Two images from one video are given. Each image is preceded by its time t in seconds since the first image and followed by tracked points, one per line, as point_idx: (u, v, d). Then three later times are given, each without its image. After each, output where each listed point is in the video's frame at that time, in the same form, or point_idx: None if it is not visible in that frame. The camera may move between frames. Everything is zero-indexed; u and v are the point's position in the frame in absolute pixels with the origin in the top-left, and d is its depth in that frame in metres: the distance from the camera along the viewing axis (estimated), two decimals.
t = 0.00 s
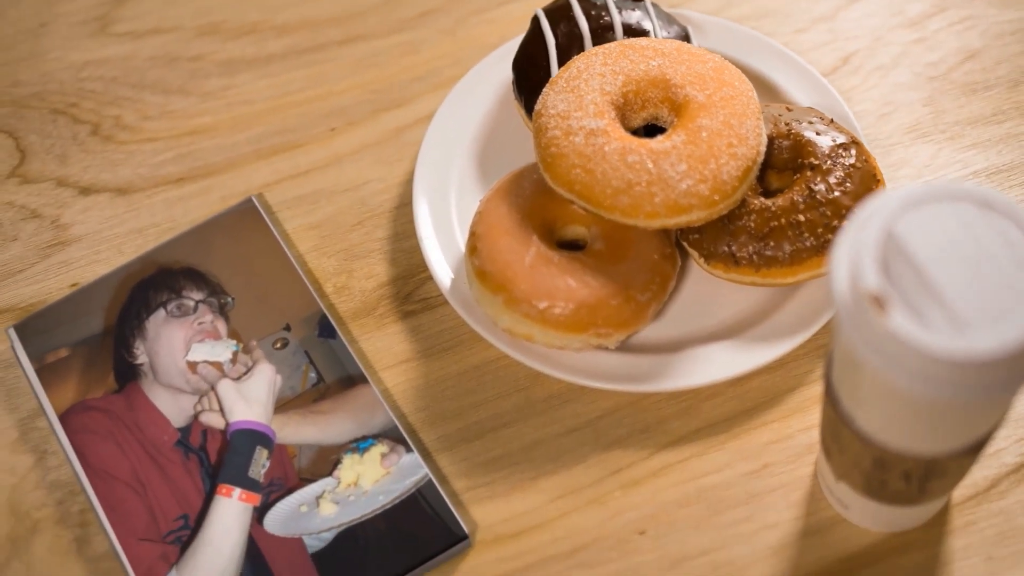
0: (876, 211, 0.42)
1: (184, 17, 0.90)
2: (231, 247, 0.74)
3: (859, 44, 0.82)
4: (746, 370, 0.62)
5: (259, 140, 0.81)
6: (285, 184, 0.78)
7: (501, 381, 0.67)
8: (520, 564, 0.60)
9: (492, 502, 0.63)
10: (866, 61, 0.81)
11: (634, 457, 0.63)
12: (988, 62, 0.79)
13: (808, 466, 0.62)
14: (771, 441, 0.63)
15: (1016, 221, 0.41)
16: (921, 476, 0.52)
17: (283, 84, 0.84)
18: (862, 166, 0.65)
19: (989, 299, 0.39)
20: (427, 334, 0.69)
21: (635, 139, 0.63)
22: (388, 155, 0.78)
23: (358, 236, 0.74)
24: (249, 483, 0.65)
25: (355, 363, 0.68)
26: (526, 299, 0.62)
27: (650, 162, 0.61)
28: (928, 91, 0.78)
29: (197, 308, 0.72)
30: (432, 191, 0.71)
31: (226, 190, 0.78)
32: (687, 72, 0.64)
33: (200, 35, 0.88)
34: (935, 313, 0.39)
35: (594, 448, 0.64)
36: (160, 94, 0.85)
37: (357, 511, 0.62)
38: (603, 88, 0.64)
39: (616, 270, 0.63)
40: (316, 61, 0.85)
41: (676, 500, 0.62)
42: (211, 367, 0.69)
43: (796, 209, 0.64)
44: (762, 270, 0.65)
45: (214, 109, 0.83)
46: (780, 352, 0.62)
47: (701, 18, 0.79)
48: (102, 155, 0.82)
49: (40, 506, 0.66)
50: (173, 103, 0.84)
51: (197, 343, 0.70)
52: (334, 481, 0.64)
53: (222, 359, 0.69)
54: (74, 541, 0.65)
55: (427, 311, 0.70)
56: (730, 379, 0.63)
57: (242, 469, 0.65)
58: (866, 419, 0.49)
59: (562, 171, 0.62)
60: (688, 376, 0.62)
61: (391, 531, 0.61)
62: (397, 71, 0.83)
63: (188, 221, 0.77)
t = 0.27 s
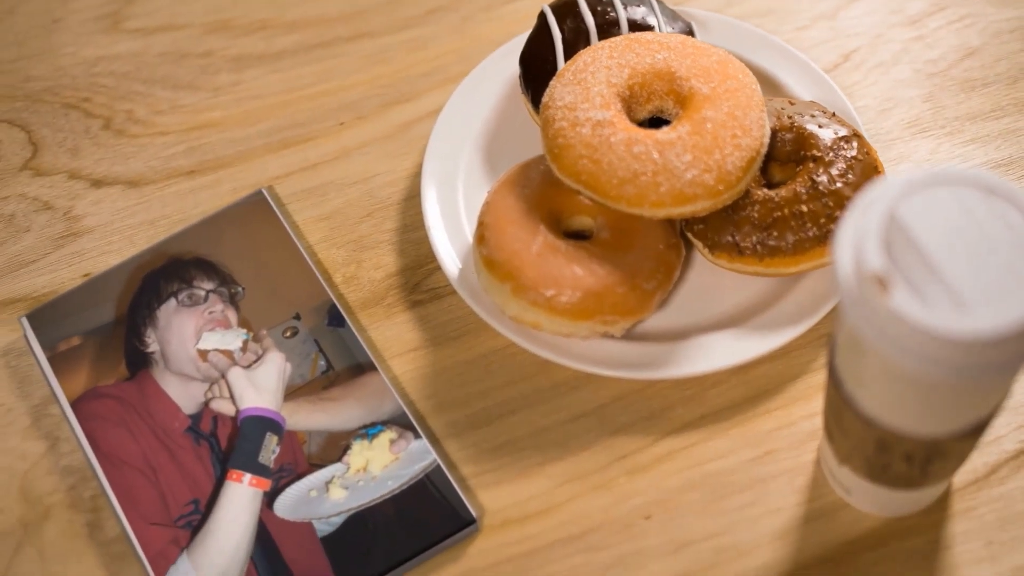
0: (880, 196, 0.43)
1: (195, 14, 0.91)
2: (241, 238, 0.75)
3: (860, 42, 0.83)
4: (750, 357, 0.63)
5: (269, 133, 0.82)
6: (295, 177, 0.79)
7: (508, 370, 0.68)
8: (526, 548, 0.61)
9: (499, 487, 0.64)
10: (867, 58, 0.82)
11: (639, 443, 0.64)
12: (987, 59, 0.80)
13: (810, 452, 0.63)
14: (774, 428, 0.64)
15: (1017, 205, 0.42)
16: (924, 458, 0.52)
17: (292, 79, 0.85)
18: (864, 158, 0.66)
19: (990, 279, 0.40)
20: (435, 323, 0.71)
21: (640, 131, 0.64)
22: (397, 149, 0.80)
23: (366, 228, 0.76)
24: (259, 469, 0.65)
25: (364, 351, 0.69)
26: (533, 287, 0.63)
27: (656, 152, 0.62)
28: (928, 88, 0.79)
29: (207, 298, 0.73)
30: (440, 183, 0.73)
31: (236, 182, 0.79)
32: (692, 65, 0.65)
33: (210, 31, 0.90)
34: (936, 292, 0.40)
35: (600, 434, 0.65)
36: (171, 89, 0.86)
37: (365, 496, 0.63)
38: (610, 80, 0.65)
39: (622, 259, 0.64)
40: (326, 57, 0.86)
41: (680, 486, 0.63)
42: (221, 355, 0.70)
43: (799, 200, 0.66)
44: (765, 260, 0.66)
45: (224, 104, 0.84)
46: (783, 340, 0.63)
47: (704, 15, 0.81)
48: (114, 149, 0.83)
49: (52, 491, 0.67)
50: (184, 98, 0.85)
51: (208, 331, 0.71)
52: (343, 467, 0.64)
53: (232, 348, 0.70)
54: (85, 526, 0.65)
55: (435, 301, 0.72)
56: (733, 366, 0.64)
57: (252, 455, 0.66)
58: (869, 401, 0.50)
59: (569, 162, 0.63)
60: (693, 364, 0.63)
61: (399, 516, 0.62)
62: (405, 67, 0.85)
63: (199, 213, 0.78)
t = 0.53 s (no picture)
0: (882, 184, 0.44)
1: (203, 11, 0.92)
2: (249, 231, 0.76)
3: (861, 40, 0.84)
4: (753, 348, 0.64)
5: (277, 128, 0.83)
6: (303, 171, 0.80)
7: (513, 361, 0.69)
8: (532, 535, 0.62)
9: (505, 476, 0.64)
10: (868, 56, 0.83)
11: (643, 433, 0.65)
12: (986, 58, 0.81)
13: (813, 441, 0.64)
14: (777, 418, 0.65)
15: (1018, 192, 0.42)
16: (925, 445, 0.53)
17: (300, 75, 0.86)
18: (865, 152, 0.67)
19: (992, 263, 0.40)
20: (442, 315, 0.71)
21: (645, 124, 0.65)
22: (403, 144, 0.80)
23: (373, 221, 0.77)
24: (267, 457, 0.66)
25: (371, 342, 0.70)
26: (539, 278, 0.64)
27: (660, 145, 0.63)
28: (928, 85, 0.80)
29: (215, 290, 0.73)
30: (447, 177, 0.73)
31: (244, 177, 0.80)
32: (696, 60, 0.66)
33: (218, 29, 0.91)
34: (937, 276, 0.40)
35: (604, 424, 0.66)
36: (179, 85, 0.87)
37: (372, 484, 0.64)
38: (615, 75, 0.66)
39: (627, 250, 0.65)
40: (333, 54, 0.87)
41: (684, 475, 0.63)
42: (230, 346, 0.71)
43: (801, 193, 0.67)
44: (768, 252, 0.66)
45: (232, 99, 0.85)
46: (786, 330, 0.64)
47: (707, 13, 0.82)
48: (123, 144, 0.84)
49: (62, 480, 0.68)
50: (193, 94, 0.86)
51: (216, 323, 0.72)
52: (351, 456, 0.65)
53: (241, 339, 0.71)
54: (95, 514, 0.66)
55: (442, 293, 0.72)
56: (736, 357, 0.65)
57: (260, 444, 0.66)
58: (872, 387, 0.51)
59: (575, 154, 0.64)
60: (696, 354, 0.64)
61: (406, 504, 0.62)
62: (411, 63, 0.86)
63: (207, 206, 0.79)
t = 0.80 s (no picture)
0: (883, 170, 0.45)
1: (213, 9, 0.94)
2: (259, 223, 0.77)
3: (861, 38, 0.86)
4: (756, 336, 0.65)
5: (286, 123, 0.84)
6: (312, 165, 0.81)
7: (519, 350, 0.70)
8: (538, 520, 0.63)
9: (512, 462, 0.65)
10: (868, 54, 0.85)
11: (648, 420, 0.66)
12: (985, 56, 0.83)
13: (815, 428, 0.65)
14: (780, 405, 0.66)
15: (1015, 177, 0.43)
16: (927, 427, 0.54)
17: (309, 71, 0.87)
18: (866, 145, 0.69)
19: (990, 245, 0.41)
20: (449, 305, 0.73)
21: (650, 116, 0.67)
22: (411, 139, 0.82)
23: (382, 213, 0.78)
24: (276, 443, 0.67)
25: (379, 331, 0.71)
26: (546, 267, 0.65)
27: (665, 136, 0.64)
28: (927, 82, 0.82)
29: (226, 280, 0.74)
30: (454, 169, 0.75)
31: (254, 170, 0.81)
32: (700, 54, 0.68)
33: (228, 26, 0.92)
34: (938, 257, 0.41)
35: (610, 411, 0.67)
36: (190, 81, 0.88)
37: (381, 470, 0.64)
38: (620, 68, 0.68)
39: (632, 240, 0.66)
40: (341, 50, 0.88)
41: (688, 461, 0.64)
42: (239, 335, 0.71)
43: (804, 184, 0.68)
44: (771, 242, 0.68)
45: (242, 94, 0.87)
46: (789, 319, 0.65)
47: (709, 11, 0.83)
48: (134, 137, 0.85)
49: (74, 465, 0.69)
50: (203, 89, 0.88)
51: (226, 312, 0.73)
52: (360, 442, 0.66)
53: (251, 328, 0.72)
54: (106, 499, 0.67)
55: (449, 283, 0.74)
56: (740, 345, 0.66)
57: (270, 431, 0.67)
58: (874, 369, 0.51)
59: (581, 145, 0.66)
60: (700, 342, 0.65)
61: (414, 489, 0.63)
62: (419, 60, 0.87)
63: (217, 199, 0.80)
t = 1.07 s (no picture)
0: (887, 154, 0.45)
1: (223, 6, 0.95)
2: (268, 215, 0.78)
3: (862, 36, 0.87)
4: (759, 325, 0.66)
5: (295, 117, 0.85)
6: (320, 158, 0.82)
7: (525, 339, 0.71)
8: (545, 505, 0.64)
9: (518, 448, 0.66)
10: (868, 51, 0.86)
11: (653, 408, 0.67)
12: (984, 53, 0.84)
13: (818, 416, 0.66)
14: (782, 393, 0.67)
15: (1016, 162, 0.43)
16: (928, 412, 0.54)
17: (317, 67, 0.89)
18: (867, 138, 0.70)
19: (992, 229, 0.41)
20: (456, 295, 0.74)
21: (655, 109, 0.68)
22: (418, 133, 0.83)
23: (390, 205, 0.79)
24: (286, 430, 0.67)
25: (387, 321, 0.72)
26: (553, 256, 0.66)
27: (670, 128, 0.65)
28: (926, 79, 0.83)
29: (235, 271, 0.75)
30: (461, 163, 0.76)
31: (263, 163, 0.82)
32: (704, 49, 0.69)
33: (238, 23, 0.93)
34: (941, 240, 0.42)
35: (615, 399, 0.68)
36: (200, 76, 0.89)
37: (389, 456, 0.65)
38: (626, 62, 0.69)
39: (637, 230, 0.67)
40: (350, 47, 0.90)
41: (692, 448, 0.65)
42: (249, 324, 0.72)
43: (806, 176, 0.69)
44: (774, 233, 0.69)
45: (252, 90, 0.88)
46: (791, 309, 0.66)
47: (712, 9, 0.85)
48: (144, 132, 0.86)
49: (85, 452, 0.69)
50: (213, 84, 0.89)
51: (236, 302, 0.73)
52: (368, 429, 0.67)
53: (260, 317, 0.73)
54: (117, 485, 0.68)
55: (456, 274, 0.75)
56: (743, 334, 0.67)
57: (279, 418, 0.68)
58: (876, 353, 0.52)
59: (587, 137, 0.67)
60: (704, 331, 0.66)
61: (422, 475, 0.64)
62: (426, 56, 0.88)
63: (227, 191, 0.81)
